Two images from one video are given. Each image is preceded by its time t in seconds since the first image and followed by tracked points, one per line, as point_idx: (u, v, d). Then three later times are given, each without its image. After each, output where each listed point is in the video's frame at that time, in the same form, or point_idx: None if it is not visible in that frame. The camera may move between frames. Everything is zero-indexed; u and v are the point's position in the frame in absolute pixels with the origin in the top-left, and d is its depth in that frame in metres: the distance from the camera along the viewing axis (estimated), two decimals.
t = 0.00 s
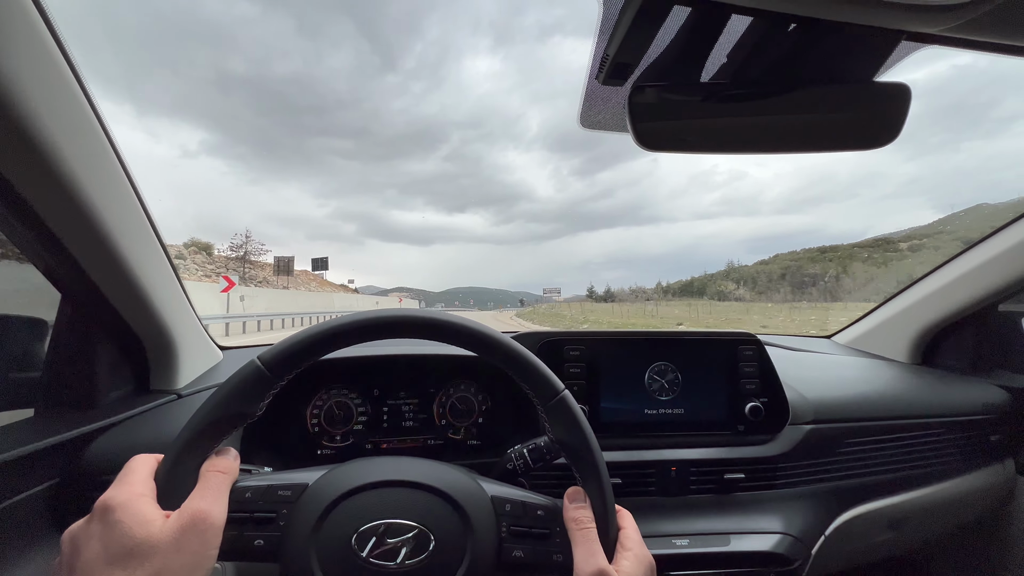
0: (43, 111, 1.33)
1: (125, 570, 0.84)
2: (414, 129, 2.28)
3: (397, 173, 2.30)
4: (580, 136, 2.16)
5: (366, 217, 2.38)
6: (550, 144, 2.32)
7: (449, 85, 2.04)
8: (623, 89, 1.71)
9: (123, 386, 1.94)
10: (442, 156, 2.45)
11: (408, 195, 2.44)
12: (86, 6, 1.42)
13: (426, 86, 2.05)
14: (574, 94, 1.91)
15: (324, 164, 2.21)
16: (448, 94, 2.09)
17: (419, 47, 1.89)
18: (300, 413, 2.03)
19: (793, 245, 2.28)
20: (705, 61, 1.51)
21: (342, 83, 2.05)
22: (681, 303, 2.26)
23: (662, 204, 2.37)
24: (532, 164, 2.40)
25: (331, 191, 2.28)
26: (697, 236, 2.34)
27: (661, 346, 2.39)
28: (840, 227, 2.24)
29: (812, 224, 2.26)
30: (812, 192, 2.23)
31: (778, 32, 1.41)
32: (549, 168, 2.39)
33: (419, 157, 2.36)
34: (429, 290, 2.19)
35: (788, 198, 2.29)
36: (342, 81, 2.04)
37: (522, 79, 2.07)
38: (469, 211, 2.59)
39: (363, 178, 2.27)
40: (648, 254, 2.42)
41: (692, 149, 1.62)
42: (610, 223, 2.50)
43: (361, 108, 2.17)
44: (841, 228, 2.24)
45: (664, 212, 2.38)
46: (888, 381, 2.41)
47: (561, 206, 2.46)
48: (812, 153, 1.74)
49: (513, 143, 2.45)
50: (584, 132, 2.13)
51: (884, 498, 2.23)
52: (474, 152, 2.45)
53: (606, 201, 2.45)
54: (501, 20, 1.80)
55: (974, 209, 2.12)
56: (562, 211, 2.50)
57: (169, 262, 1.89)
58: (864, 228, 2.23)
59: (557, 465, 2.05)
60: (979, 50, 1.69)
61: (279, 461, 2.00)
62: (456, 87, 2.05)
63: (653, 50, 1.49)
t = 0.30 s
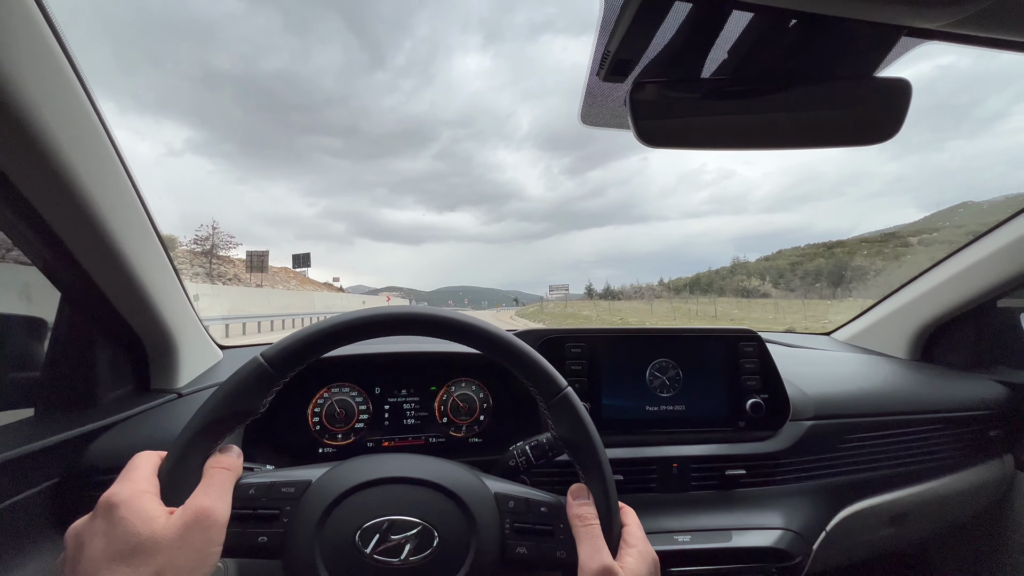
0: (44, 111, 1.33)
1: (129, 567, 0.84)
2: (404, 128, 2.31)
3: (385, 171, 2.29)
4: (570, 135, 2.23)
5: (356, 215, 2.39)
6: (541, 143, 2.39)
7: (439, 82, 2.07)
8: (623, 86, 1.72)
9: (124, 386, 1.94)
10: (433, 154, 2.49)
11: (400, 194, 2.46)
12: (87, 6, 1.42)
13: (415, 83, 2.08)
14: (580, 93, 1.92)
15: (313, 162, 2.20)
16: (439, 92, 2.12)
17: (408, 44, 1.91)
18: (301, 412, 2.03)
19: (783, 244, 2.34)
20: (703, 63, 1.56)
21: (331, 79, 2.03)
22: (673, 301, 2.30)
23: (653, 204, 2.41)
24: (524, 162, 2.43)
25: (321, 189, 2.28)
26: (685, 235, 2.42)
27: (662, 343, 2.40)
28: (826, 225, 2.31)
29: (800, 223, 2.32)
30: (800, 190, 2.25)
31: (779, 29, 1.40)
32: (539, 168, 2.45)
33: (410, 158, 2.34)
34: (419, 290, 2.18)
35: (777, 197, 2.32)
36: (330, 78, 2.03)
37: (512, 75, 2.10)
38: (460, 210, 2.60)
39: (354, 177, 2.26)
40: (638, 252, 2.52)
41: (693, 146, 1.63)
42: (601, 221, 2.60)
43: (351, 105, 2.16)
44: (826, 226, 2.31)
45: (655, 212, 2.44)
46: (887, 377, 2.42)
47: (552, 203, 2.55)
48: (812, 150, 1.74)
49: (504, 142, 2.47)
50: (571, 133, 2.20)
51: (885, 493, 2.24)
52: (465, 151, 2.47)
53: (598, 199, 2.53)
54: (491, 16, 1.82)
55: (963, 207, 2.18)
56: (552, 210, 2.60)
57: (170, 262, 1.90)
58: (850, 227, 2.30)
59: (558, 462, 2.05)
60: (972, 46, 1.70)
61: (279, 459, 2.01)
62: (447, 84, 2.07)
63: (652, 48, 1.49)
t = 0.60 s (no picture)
0: (39, 116, 1.33)
1: (126, 565, 0.84)
2: (394, 127, 2.29)
3: (376, 170, 2.32)
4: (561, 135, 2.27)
5: (345, 213, 2.40)
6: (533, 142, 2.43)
7: (429, 80, 2.05)
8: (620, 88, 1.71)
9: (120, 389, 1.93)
10: (423, 152, 2.45)
11: (390, 191, 2.42)
12: (81, 9, 1.41)
13: (405, 81, 2.06)
14: (575, 94, 1.92)
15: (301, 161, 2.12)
16: (428, 90, 2.11)
17: (397, 41, 1.89)
18: (298, 415, 2.03)
19: (767, 243, 2.34)
20: (701, 62, 1.56)
21: (320, 77, 2.00)
22: (665, 301, 2.30)
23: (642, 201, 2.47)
24: (513, 161, 2.45)
25: (309, 188, 2.28)
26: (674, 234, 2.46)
27: (660, 344, 2.40)
28: (814, 223, 2.31)
29: (787, 222, 2.32)
30: (787, 190, 2.27)
31: (774, 32, 1.41)
32: (529, 167, 2.47)
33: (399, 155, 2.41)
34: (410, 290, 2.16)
35: (764, 197, 2.33)
36: (317, 75, 1.99)
37: (504, 73, 2.08)
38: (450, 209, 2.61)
39: (342, 175, 2.24)
40: (627, 252, 2.49)
41: (688, 148, 1.63)
42: (591, 219, 2.62)
43: (337, 103, 2.12)
44: (814, 224, 2.31)
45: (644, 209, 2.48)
46: (885, 378, 2.42)
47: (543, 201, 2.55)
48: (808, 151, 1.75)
49: (494, 141, 2.43)
50: (561, 132, 2.24)
51: (883, 493, 2.24)
52: (455, 148, 2.40)
53: (588, 198, 2.54)
54: (481, 13, 1.83)
55: (957, 207, 2.20)
56: (543, 208, 2.58)
57: (166, 265, 1.89)
58: (835, 226, 2.29)
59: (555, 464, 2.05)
60: (966, 48, 1.70)
61: (276, 464, 1.99)
62: (438, 82, 2.06)
63: (649, 50, 1.49)
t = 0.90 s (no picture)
0: (35, 118, 1.33)
1: (120, 561, 0.84)
2: (385, 123, 2.28)
3: (366, 167, 2.30)
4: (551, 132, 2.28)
5: (333, 212, 2.34)
6: (523, 140, 2.41)
7: (419, 78, 2.06)
8: (616, 86, 1.71)
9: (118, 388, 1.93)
10: (413, 151, 2.43)
11: (378, 191, 2.42)
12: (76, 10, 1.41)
13: (394, 78, 2.05)
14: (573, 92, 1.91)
15: (291, 159, 2.09)
16: (419, 87, 2.09)
17: (386, 38, 1.90)
18: (294, 415, 2.02)
19: (760, 244, 2.30)
20: (696, 58, 1.54)
21: (309, 73, 1.97)
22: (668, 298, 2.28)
23: (634, 198, 2.37)
24: (503, 160, 2.44)
25: (297, 186, 2.21)
26: (664, 232, 2.40)
27: (657, 342, 2.39)
28: (802, 223, 2.28)
29: (774, 221, 2.28)
30: (775, 190, 2.22)
31: (770, 29, 1.41)
32: (523, 164, 2.39)
33: (389, 154, 2.36)
34: (400, 290, 2.13)
35: (752, 195, 2.27)
36: (306, 72, 1.98)
37: (494, 73, 2.11)
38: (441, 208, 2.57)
39: (330, 174, 2.21)
40: (616, 251, 2.48)
41: (685, 146, 1.63)
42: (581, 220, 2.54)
43: (326, 101, 2.12)
44: (802, 224, 2.29)
45: (636, 207, 2.38)
46: (883, 375, 2.41)
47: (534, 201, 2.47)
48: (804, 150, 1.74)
49: (486, 139, 2.49)
50: (553, 130, 2.23)
51: (881, 491, 2.24)
52: (446, 147, 2.43)
53: (581, 196, 2.48)
54: (470, 11, 1.81)
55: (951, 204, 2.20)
56: (533, 207, 2.52)
57: (163, 264, 1.89)
58: (824, 223, 2.28)
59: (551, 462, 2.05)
60: (958, 45, 1.70)
61: (274, 463, 2.00)
62: (428, 79, 2.06)
63: (644, 47, 1.49)
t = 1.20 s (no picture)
0: (36, 116, 1.33)
1: (120, 558, 0.84)
2: (373, 121, 2.27)
3: (356, 167, 2.27)
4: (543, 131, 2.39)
5: (322, 210, 2.33)
6: (514, 139, 2.41)
7: (410, 76, 2.04)
8: (615, 83, 1.71)
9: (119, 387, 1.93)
10: (403, 149, 2.43)
11: (369, 190, 2.35)
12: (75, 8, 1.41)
13: (385, 76, 2.03)
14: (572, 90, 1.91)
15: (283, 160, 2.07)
16: (412, 84, 2.08)
17: (377, 36, 1.89)
18: (295, 413, 2.02)
19: (747, 243, 2.30)
20: (697, 57, 1.54)
21: (297, 69, 1.96)
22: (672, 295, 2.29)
23: (625, 195, 2.35)
24: (495, 159, 2.34)
25: (286, 184, 2.18)
26: (654, 230, 2.42)
27: (658, 340, 2.39)
28: (789, 223, 2.29)
29: (763, 220, 2.28)
30: (764, 188, 2.23)
31: (771, 25, 1.41)
32: (512, 164, 2.37)
33: (379, 152, 2.39)
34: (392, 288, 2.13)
35: (740, 196, 2.28)
36: (295, 67, 1.96)
37: (485, 71, 2.10)
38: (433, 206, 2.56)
39: (321, 173, 2.19)
40: (607, 249, 2.42)
41: (686, 144, 1.63)
42: (572, 219, 2.52)
43: (317, 97, 2.10)
44: (791, 223, 2.29)
45: (626, 207, 2.37)
46: (884, 373, 2.41)
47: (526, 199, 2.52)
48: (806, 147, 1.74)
49: (477, 137, 2.45)
50: (545, 128, 2.32)
51: (881, 489, 2.24)
52: (436, 145, 2.40)
53: (571, 196, 2.47)
54: (461, 9, 1.81)
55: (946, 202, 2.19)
56: (524, 206, 2.56)
57: (163, 263, 1.89)
58: (810, 222, 2.27)
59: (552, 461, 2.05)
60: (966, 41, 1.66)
61: (275, 462, 2.00)
62: (418, 78, 2.05)
63: (644, 44, 1.49)
